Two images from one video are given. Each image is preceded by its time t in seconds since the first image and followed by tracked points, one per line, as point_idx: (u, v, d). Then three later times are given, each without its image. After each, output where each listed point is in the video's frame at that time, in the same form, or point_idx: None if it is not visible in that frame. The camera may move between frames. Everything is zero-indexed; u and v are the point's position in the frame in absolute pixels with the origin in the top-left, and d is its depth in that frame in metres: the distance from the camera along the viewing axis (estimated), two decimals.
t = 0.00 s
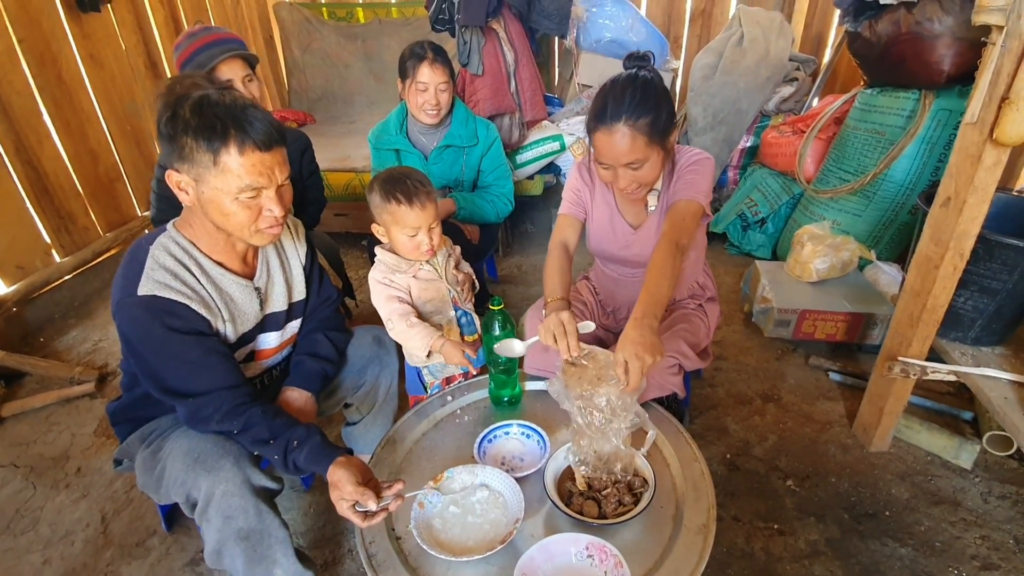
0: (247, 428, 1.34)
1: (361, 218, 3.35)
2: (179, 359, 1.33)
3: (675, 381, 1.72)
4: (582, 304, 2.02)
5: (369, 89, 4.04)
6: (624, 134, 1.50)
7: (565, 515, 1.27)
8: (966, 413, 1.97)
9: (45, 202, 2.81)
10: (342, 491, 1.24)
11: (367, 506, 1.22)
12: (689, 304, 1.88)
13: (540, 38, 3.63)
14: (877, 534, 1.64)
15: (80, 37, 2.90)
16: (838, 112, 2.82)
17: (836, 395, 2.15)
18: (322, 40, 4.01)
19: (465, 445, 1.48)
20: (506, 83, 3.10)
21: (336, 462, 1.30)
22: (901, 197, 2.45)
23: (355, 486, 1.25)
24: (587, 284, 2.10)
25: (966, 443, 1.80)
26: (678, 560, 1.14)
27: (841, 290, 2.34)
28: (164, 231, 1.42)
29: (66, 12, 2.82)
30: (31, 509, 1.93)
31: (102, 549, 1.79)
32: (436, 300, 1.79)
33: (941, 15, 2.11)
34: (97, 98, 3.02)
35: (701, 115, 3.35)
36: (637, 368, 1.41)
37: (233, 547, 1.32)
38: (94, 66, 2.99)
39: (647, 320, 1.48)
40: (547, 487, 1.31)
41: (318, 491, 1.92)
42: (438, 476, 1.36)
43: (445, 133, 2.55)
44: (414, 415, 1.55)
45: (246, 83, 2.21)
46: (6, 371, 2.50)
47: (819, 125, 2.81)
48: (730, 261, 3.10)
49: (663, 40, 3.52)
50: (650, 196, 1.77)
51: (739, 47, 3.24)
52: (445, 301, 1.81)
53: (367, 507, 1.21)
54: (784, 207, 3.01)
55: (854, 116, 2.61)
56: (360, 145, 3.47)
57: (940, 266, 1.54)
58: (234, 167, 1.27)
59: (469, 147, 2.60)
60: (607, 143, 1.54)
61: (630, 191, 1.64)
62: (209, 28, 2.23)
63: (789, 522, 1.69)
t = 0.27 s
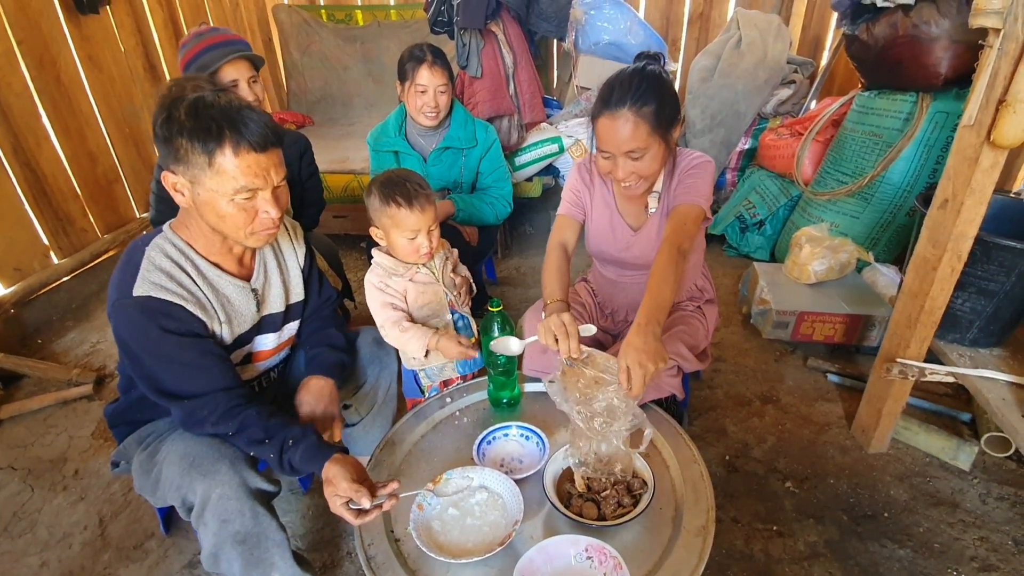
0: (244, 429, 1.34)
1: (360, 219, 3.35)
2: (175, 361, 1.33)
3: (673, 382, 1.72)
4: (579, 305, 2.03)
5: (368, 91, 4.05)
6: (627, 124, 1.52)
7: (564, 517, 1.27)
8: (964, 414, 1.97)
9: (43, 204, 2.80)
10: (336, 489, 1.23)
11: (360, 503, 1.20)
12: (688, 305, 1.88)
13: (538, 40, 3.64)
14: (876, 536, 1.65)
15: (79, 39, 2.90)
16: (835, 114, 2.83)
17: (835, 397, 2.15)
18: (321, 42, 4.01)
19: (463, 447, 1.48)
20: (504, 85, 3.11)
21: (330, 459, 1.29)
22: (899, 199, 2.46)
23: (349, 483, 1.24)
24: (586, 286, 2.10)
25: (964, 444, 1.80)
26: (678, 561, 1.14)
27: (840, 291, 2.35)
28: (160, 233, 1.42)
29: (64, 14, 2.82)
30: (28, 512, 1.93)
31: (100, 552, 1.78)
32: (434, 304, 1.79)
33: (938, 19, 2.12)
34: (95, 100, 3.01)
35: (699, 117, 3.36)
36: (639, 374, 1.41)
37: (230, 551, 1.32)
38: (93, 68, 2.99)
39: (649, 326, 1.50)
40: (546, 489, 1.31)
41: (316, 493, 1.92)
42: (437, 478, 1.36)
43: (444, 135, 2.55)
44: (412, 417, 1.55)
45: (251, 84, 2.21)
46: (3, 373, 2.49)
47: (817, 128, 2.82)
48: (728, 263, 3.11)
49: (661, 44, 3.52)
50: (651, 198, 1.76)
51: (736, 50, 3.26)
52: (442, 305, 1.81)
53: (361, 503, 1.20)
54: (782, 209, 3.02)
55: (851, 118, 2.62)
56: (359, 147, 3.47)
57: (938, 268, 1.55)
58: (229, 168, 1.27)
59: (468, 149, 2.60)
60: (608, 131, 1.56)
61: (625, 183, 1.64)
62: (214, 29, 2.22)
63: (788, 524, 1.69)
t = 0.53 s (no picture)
0: (239, 431, 1.33)
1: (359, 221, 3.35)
2: (170, 361, 1.32)
3: (672, 384, 1.73)
4: (578, 307, 2.03)
5: (367, 93, 4.05)
6: (632, 118, 1.53)
7: (564, 518, 1.27)
8: (962, 415, 1.98)
9: (41, 206, 2.80)
10: (331, 486, 1.23)
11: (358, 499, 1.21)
12: (687, 307, 1.88)
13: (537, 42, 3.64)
14: (875, 537, 1.65)
15: (77, 41, 2.90)
16: (833, 116, 2.84)
17: (833, 397, 2.16)
18: (320, 44, 4.01)
19: (463, 448, 1.48)
20: (503, 87, 3.11)
21: (326, 455, 1.29)
22: (896, 201, 2.47)
23: (345, 479, 1.24)
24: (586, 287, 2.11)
25: (962, 445, 1.81)
26: (678, 562, 1.14)
27: (838, 293, 2.35)
28: (156, 233, 1.42)
29: (63, 15, 2.81)
30: (27, 515, 1.93)
31: (98, 555, 1.78)
32: (427, 309, 1.80)
33: (935, 21, 2.13)
34: (94, 101, 3.01)
35: (698, 119, 3.35)
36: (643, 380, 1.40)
37: (228, 554, 1.32)
38: (91, 69, 2.98)
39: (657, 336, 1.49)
40: (546, 490, 1.31)
41: (316, 495, 1.92)
42: (437, 480, 1.36)
43: (443, 137, 2.56)
44: (412, 419, 1.55)
45: (257, 86, 2.22)
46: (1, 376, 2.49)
47: (815, 129, 2.83)
48: (726, 264, 3.11)
49: (659, 45, 3.56)
50: (651, 199, 1.77)
51: (734, 52, 3.27)
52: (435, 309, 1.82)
53: (358, 501, 1.20)
54: (780, 211, 3.02)
55: (849, 120, 2.63)
56: (358, 149, 3.47)
57: (936, 269, 1.55)
58: (224, 168, 1.26)
59: (467, 151, 2.61)
60: (613, 125, 1.56)
61: (625, 178, 1.65)
62: (220, 31, 2.24)
63: (787, 525, 1.69)
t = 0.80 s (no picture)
0: (234, 433, 1.33)
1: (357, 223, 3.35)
2: (165, 362, 1.32)
3: (670, 385, 1.73)
4: (576, 307, 2.04)
5: (365, 94, 4.06)
6: (634, 116, 1.55)
7: (562, 519, 1.27)
8: (958, 416, 1.99)
9: (38, 208, 2.80)
10: (326, 481, 1.25)
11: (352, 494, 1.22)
12: (685, 308, 1.89)
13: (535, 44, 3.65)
14: (872, 537, 1.66)
15: (75, 43, 2.90)
16: (830, 118, 2.86)
17: (830, 399, 2.17)
18: (318, 46, 4.02)
19: (462, 450, 1.49)
20: (502, 89, 3.12)
21: (323, 450, 1.31)
22: (893, 202, 2.48)
23: (342, 473, 1.26)
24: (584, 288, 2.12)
25: (958, 445, 1.82)
26: (676, 563, 1.15)
27: (835, 294, 2.36)
28: (153, 235, 1.42)
29: (61, 17, 2.82)
30: (25, 517, 1.93)
31: (96, 557, 1.78)
32: (426, 311, 1.80)
33: (930, 24, 2.14)
34: (91, 103, 3.01)
35: (695, 121, 3.34)
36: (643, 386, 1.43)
37: (225, 557, 1.32)
38: (88, 71, 2.99)
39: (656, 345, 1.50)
40: (544, 491, 1.32)
41: (315, 496, 1.93)
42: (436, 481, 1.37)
43: (442, 139, 2.56)
44: (411, 420, 1.55)
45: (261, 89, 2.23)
46: None
47: (812, 131, 2.85)
48: (724, 266, 3.12)
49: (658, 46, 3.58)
50: (651, 202, 1.79)
51: (731, 54, 3.28)
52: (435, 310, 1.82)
53: (352, 496, 1.21)
54: (777, 213, 3.03)
55: (846, 122, 2.64)
56: (356, 151, 3.47)
57: (931, 271, 1.56)
58: (220, 169, 1.26)
59: (465, 153, 2.62)
60: (616, 123, 1.58)
61: (626, 177, 1.66)
62: (228, 33, 2.26)
63: (784, 526, 1.70)
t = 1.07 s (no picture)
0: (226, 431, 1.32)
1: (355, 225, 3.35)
2: (160, 363, 1.32)
3: (667, 387, 1.74)
4: (575, 310, 2.03)
5: (364, 97, 4.07)
6: (641, 119, 1.56)
7: (560, 522, 1.28)
8: (954, 417, 2.00)
9: (36, 210, 2.80)
10: (316, 473, 1.25)
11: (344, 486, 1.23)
12: (683, 310, 1.90)
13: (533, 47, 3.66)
14: (869, 538, 1.66)
15: (73, 45, 2.90)
16: (826, 121, 2.87)
17: (827, 400, 2.17)
18: (316, 48, 4.02)
19: (460, 452, 1.49)
20: (500, 92, 3.13)
21: (313, 443, 1.31)
22: (889, 205, 2.49)
23: (332, 465, 1.26)
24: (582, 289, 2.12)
25: (954, 447, 1.83)
26: (673, 565, 1.15)
27: (832, 296, 2.37)
28: (151, 235, 1.42)
29: (58, 19, 2.82)
30: (22, 520, 1.92)
31: (94, 560, 1.78)
32: (426, 312, 1.80)
33: (926, 28, 2.15)
34: (89, 105, 3.01)
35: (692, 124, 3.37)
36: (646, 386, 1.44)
37: (223, 561, 1.32)
38: (86, 73, 2.99)
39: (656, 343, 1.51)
40: (542, 493, 1.32)
41: (313, 499, 1.93)
42: (434, 483, 1.37)
43: (440, 141, 2.56)
44: (409, 422, 1.56)
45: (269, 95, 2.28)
46: None
47: (808, 134, 2.86)
48: (721, 268, 3.13)
49: (655, 51, 3.56)
50: (648, 203, 1.81)
51: (729, 57, 3.30)
52: (434, 312, 1.82)
53: (346, 488, 1.22)
54: (774, 215, 3.04)
55: (842, 125, 2.65)
56: (354, 153, 3.48)
57: (927, 274, 1.57)
58: (217, 170, 1.27)
59: (463, 155, 2.62)
60: (620, 125, 1.59)
61: (629, 180, 1.67)
62: (242, 37, 2.29)
63: (781, 527, 1.71)
